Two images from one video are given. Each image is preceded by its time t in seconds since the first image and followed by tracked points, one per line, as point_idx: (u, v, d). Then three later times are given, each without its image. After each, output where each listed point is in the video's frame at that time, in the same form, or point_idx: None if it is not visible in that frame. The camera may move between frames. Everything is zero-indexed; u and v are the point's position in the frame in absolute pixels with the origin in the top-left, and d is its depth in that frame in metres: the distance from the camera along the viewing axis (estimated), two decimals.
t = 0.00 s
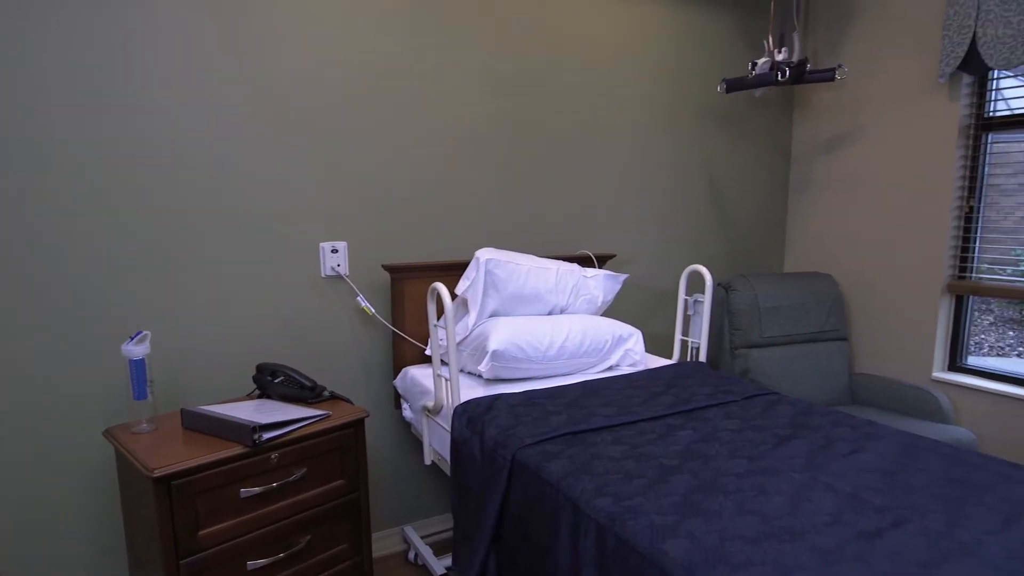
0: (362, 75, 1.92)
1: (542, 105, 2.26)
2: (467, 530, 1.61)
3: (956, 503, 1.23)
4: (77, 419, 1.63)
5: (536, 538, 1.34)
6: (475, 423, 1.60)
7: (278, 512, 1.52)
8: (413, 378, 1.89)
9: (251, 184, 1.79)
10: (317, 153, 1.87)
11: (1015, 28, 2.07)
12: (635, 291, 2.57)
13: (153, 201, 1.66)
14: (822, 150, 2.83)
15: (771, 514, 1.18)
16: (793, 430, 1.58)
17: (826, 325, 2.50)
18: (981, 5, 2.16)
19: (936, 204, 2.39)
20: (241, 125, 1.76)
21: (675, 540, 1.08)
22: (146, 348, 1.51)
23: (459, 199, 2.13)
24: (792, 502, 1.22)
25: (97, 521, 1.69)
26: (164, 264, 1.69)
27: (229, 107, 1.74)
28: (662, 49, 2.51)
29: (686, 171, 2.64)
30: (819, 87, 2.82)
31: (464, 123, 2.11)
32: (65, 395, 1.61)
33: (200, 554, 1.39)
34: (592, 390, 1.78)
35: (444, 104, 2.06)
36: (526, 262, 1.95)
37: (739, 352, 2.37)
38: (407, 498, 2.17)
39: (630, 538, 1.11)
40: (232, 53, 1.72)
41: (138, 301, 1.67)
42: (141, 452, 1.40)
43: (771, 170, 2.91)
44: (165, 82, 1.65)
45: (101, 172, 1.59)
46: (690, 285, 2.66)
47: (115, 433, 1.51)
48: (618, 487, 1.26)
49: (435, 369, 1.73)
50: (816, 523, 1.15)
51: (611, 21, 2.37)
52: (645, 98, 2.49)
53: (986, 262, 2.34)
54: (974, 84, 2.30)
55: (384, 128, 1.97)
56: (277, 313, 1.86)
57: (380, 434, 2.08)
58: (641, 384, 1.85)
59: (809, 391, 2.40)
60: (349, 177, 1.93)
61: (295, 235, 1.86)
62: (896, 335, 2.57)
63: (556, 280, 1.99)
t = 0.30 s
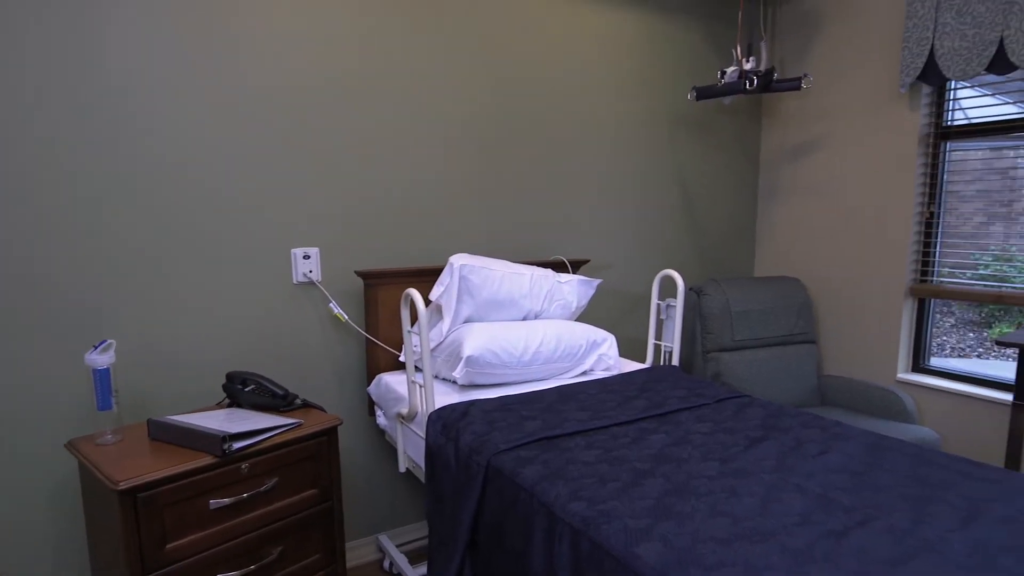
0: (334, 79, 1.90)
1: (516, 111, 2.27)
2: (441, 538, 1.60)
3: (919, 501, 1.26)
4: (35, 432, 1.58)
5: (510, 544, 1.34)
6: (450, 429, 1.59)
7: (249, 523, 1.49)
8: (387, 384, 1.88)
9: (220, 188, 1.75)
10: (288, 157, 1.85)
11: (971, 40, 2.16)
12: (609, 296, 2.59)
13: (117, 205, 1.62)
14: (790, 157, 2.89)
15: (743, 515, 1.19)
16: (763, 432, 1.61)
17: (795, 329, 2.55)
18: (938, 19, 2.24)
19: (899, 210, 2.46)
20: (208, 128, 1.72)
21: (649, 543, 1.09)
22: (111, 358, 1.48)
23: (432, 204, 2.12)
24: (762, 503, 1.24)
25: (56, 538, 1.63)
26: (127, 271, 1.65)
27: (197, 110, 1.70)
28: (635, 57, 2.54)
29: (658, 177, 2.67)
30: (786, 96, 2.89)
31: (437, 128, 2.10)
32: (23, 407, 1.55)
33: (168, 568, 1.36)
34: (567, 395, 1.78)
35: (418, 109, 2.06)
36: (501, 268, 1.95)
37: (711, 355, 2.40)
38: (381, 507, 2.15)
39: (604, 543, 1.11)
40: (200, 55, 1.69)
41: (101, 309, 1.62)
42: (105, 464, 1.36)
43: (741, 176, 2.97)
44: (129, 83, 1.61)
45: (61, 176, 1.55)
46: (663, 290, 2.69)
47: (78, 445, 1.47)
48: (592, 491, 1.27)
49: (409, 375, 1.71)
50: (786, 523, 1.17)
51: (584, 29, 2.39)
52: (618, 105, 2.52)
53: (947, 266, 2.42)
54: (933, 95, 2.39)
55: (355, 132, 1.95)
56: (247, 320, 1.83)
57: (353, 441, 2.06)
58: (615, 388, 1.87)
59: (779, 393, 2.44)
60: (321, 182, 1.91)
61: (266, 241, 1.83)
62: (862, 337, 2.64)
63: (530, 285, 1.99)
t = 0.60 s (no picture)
0: (307, 87, 1.88)
1: (491, 119, 2.28)
2: (417, 547, 1.59)
3: (887, 502, 1.29)
4: None
5: (487, 552, 1.33)
6: (425, 437, 1.58)
7: (220, 536, 1.46)
8: (362, 393, 1.86)
9: (190, 195, 1.72)
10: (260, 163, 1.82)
11: (931, 53, 2.24)
12: (584, 302, 2.60)
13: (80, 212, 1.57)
14: (760, 164, 2.94)
15: (716, 519, 1.21)
16: (736, 436, 1.63)
17: (767, 334, 2.60)
18: (900, 32, 2.32)
19: (865, 217, 2.53)
20: (177, 133, 1.69)
21: (624, 548, 1.10)
22: (75, 368, 1.44)
23: (407, 212, 2.12)
24: (735, 506, 1.26)
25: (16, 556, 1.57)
26: (90, 280, 1.60)
27: (165, 116, 1.67)
28: (608, 66, 2.57)
29: (632, 185, 2.70)
30: (756, 105, 2.95)
31: (411, 136, 2.10)
32: None
33: None
34: (542, 401, 1.79)
35: (391, 117, 2.05)
36: (476, 275, 1.95)
37: (686, 361, 2.43)
38: (356, 517, 2.12)
39: (580, 549, 1.11)
40: (168, 60, 1.66)
41: (63, 319, 1.57)
42: (69, 478, 1.32)
43: (713, 184, 3.02)
44: (94, 88, 1.57)
45: (20, 182, 1.49)
46: (637, 296, 2.72)
47: (40, 459, 1.42)
48: (568, 497, 1.27)
49: (384, 384, 1.70)
50: (758, 526, 1.18)
51: (558, 38, 2.41)
52: (592, 113, 2.54)
53: (911, 271, 2.50)
54: (895, 106, 2.47)
55: (328, 138, 1.93)
56: (218, 329, 1.80)
57: (327, 451, 2.03)
58: (591, 394, 1.88)
59: (752, 397, 2.48)
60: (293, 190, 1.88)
61: (238, 248, 1.80)
62: (831, 341, 2.69)
63: (505, 292, 1.99)
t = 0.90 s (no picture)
0: (280, 93, 1.87)
1: (466, 127, 2.28)
2: (392, 557, 1.57)
3: (856, 503, 1.32)
4: None
5: (462, 561, 1.32)
6: (400, 446, 1.57)
7: (190, 550, 1.43)
8: (336, 402, 1.84)
9: (159, 202, 1.68)
10: (232, 169, 1.79)
11: (893, 66, 2.32)
12: (560, 309, 2.62)
13: (42, 219, 1.53)
14: (731, 172, 3.00)
15: (691, 523, 1.22)
16: (709, 441, 1.65)
17: (739, 340, 2.64)
18: (863, 45, 2.40)
19: (833, 224, 2.59)
20: (146, 139, 1.65)
21: (599, 554, 1.10)
22: (38, 380, 1.40)
23: (381, 219, 2.10)
24: (709, 510, 1.27)
25: None
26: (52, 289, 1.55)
27: (133, 121, 1.63)
28: (582, 75, 2.60)
29: (607, 193, 2.73)
30: (726, 115, 3.01)
31: (385, 143, 2.09)
32: None
33: None
34: (518, 408, 1.79)
35: (365, 124, 2.04)
36: (451, 282, 1.95)
37: (660, 366, 2.46)
38: (330, 529, 2.09)
39: (555, 556, 1.11)
40: (135, 64, 1.62)
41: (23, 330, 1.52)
42: (30, 494, 1.28)
43: (686, 192, 3.06)
44: (57, 91, 1.52)
45: None
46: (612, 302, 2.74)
47: None
48: (543, 504, 1.27)
49: (358, 393, 1.68)
50: (730, 529, 1.20)
51: (532, 47, 2.43)
52: (567, 122, 2.57)
53: (878, 277, 2.57)
54: (860, 116, 2.54)
55: (301, 144, 1.91)
56: (187, 339, 1.76)
57: (300, 462, 2.00)
58: (566, 400, 1.89)
59: (725, 402, 2.52)
60: (265, 197, 1.86)
61: (208, 256, 1.77)
62: (801, 346, 2.75)
63: (481, 300, 1.99)
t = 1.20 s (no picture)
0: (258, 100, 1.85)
1: (446, 134, 2.28)
2: (372, 568, 1.55)
3: (832, 506, 1.34)
4: None
5: (443, 571, 1.31)
6: (380, 455, 1.56)
7: (163, 564, 1.40)
8: (315, 411, 1.82)
9: (133, 209, 1.66)
10: (208, 176, 1.78)
11: (864, 77, 2.38)
12: (541, 316, 2.62)
13: (11, 226, 1.50)
14: (709, 181, 3.04)
15: (670, 528, 1.22)
16: (689, 446, 1.67)
17: (718, 346, 2.67)
18: (835, 57, 2.46)
19: (808, 232, 2.63)
20: (120, 145, 1.63)
21: (579, 561, 1.10)
22: (6, 391, 1.36)
23: (360, 227, 2.10)
24: (688, 515, 1.28)
25: None
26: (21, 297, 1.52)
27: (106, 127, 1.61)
28: (561, 84, 2.62)
29: (586, 200, 2.75)
30: (704, 124, 3.05)
31: (364, 151, 2.09)
32: None
33: None
34: (499, 416, 1.79)
35: (344, 132, 2.04)
36: (431, 289, 1.95)
37: (640, 372, 2.47)
38: (309, 540, 2.06)
39: (535, 564, 1.11)
40: (108, 70, 1.61)
41: None
42: None
43: (665, 200, 3.09)
44: (28, 97, 1.50)
45: None
46: (593, 309, 2.76)
47: None
48: (524, 512, 1.27)
49: (338, 401, 1.67)
50: (709, 534, 1.21)
51: (512, 56, 2.45)
52: (547, 130, 2.58)
53: (852, 283, 2.62)
54: (833, 126, 2.60)
55: (279, 151, 1.90)
56: (162, 347, 1.73)
57: (278, 472, 1.98)
58: (547, 407, 1.89)
59: (704, 408, 2.54)
60: (242, 204, 1.84)
61: (184, 264, 1.75)
62: (778, 351, 2.79)
63: (461, 307, 1.99)
